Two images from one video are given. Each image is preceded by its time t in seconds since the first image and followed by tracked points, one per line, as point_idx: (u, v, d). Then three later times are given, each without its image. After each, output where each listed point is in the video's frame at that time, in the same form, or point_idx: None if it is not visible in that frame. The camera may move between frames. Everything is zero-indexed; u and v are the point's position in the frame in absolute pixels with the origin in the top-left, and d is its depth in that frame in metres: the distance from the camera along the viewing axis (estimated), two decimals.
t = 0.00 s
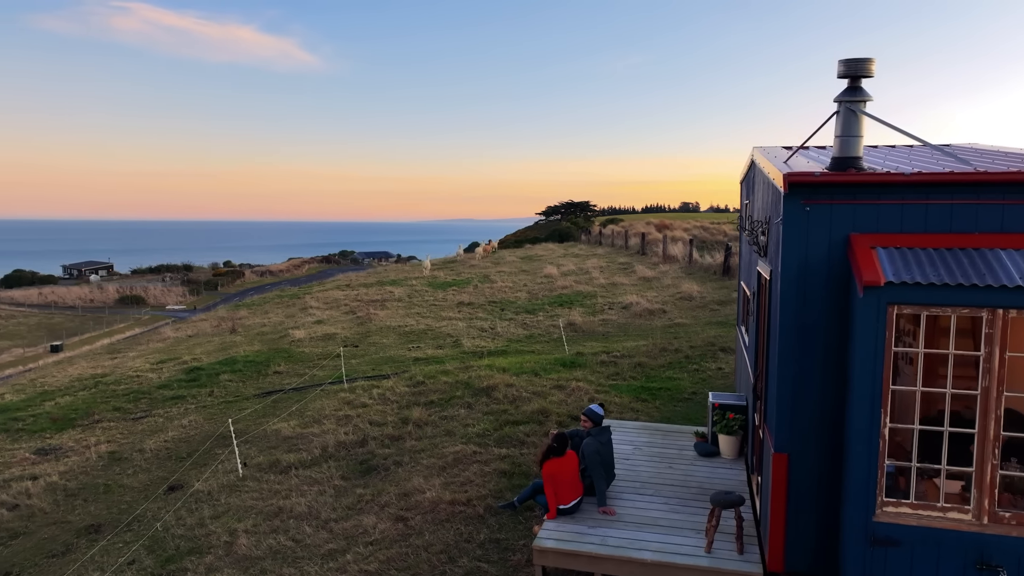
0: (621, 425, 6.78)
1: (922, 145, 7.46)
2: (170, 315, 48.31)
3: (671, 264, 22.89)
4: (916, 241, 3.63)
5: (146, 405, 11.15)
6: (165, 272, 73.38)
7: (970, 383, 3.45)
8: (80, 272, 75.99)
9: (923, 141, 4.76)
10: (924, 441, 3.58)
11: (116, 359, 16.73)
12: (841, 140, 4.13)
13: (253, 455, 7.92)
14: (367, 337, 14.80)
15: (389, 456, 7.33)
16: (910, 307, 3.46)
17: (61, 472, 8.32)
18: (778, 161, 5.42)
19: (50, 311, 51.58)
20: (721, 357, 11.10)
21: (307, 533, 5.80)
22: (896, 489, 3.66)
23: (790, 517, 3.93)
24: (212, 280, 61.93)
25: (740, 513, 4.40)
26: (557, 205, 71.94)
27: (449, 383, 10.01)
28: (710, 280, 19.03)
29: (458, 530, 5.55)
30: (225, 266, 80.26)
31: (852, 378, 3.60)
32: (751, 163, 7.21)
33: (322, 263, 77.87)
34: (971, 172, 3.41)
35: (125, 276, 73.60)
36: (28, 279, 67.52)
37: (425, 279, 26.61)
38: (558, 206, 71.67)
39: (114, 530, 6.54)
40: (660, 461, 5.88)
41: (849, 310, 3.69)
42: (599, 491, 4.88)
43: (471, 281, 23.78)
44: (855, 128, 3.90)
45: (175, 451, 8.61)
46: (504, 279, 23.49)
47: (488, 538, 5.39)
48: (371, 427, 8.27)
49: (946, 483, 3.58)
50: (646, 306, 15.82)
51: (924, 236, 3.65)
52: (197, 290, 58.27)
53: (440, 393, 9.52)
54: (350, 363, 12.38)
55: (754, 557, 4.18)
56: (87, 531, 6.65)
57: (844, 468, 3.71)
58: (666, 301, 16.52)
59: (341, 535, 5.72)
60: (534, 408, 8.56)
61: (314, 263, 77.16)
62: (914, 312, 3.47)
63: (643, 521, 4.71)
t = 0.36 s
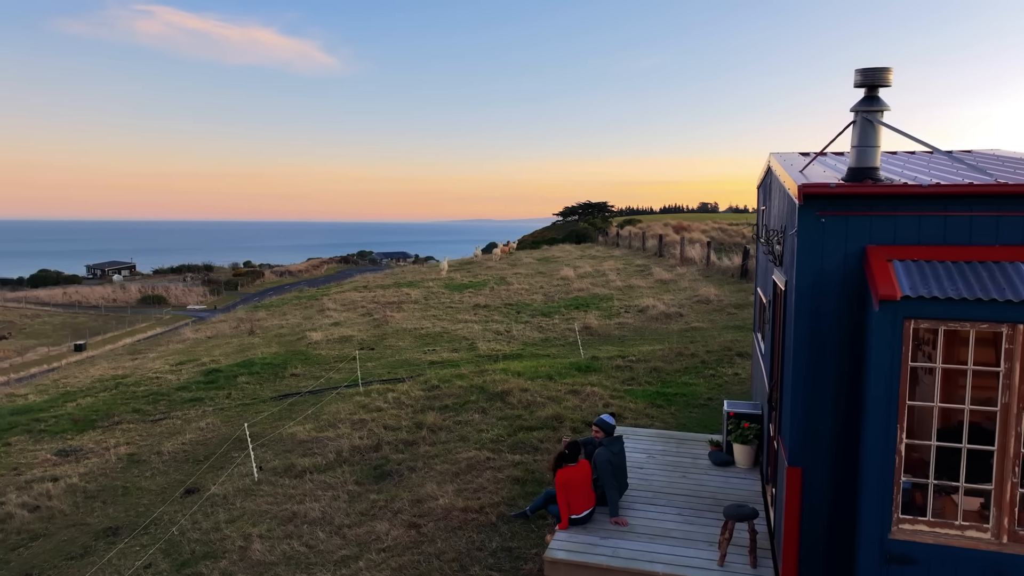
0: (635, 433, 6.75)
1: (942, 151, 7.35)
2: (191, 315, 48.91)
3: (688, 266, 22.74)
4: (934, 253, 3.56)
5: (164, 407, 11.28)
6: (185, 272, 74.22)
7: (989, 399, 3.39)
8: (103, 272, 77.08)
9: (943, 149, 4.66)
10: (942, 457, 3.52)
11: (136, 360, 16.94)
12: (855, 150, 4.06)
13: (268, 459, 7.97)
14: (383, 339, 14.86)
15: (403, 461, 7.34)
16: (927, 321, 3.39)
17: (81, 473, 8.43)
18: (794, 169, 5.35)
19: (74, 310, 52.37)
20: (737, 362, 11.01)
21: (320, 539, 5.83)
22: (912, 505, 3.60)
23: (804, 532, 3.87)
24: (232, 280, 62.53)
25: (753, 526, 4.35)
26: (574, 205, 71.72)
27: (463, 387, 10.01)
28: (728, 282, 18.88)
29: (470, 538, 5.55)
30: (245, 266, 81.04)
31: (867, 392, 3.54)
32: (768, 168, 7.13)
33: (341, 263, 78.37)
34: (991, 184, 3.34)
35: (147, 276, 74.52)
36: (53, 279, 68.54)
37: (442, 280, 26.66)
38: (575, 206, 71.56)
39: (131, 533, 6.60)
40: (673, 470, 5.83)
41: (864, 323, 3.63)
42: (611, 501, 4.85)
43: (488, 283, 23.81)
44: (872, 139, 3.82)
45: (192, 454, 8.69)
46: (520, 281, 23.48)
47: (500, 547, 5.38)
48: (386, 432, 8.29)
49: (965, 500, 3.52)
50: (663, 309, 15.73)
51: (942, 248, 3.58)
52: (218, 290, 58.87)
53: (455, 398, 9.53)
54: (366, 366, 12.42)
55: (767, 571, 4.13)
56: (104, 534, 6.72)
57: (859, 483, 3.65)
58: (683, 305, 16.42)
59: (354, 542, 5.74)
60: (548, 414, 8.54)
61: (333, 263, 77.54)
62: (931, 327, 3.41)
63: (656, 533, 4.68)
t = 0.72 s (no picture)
0: (649, 441, 6.72)
1: (964, 157, 7.22)
2: (212, 315, 49.42)
3: (706, 269, 22.57)
4: (953, 267, 3.50)
5: (183, 409, 11.40)
6: (206, 272, 75.00)
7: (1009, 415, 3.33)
8: (126, 272, 78.12)
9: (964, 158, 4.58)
10: (961, 474, 3.46)
11: (157, 361, 17.14)
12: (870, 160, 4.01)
13: (283, 463, 8.02)
14: (399, 342, 14.90)
15: (417, 467, 7.36)
16: (945, 336, 3.33)
17: (100, 475, 8.53)
18: (811, 177, 5.29)
19: (98, 310, 53.11)
20: (754, 368, 10.90)
21: (334, 546, 5.85)
22: (930, 522, 3.54)
23: (819, 547, 3.81)
24: (252, 280, 63.10)
25: (767, 541, 4.29)
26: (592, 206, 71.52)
27: (478, 392, 10.00)
28: (746, 286, 18.71)
29: (482, 546, 5.54)
30: (264, 267, 81.78)
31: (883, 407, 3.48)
32: (785, 174, 7.06)
33: (359, 264, 78.80)
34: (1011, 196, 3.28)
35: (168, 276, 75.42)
36: (77, 279, 69.58)
37: (458, 282, 26.71)
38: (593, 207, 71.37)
39: (149, 537, 6.67)
40: (687, 480, 5.79)
41: (881, 337, 3.57)
42: (623, 512, 4.81)
43: (504, 285, 23.80)
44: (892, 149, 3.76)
45: (209, 458, 8.77)
46: (536, 284, 23.46)
47: (512, 556, 5.37)
48: (400, 437, 8.31)
49: (984, 518, 3.46)
50: (679, 313, 15.64)
51: (960, 261, 3.52)
52: (237, 290, 59.43)
53: (469, 403, 9.53)
54: (382, 369, 12.46)
55: None
56: (122, 537, 6.80)
57: (875, 501, 3.59)
58: (700, 308, 16.30)
59: (367, 549, 5.76)
60: (562, 420, 8.51)
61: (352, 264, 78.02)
62: (949, 342, 3.35)
63: (669, 545, 4.64)
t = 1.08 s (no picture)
0: (663, 450, 6.68)
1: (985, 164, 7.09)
2: (232, 315, 49.92)
3: (724, 272, 22.40)
4: (972, 281, 3.43)
5: (201, 412, 11.51)
6: (226, 273, 75.68)
7: None
8: (148, 273, 79.09)
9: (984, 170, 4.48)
10: (980, 492, 3.38)
11: (176, 363, 17.33)
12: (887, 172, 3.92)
13: (299, 468, 8.06)
14: (414, 346, 14.94)
15: (430, 473, 7.36)
16: (964, 353, 3.25)
17: (119, 478, 8.63)
18: (827, 187, 5.21)
19: (121, 310, 53.83)
20: (772, 374, 10.79)
21: (347, 553, 5.87)
22: (949, 541, 3.46)
23: (833, 565, 3.76)
24: (271, 281, 63.61)
25: (781, 556, 4.23)
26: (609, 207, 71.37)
27: (493, 398, 9.99)
28: (764, 289, 18.55)
29: (494, 556, 5.53)
30: (284, 267, 82.43)
31: (900, 425, 3.42)
32: (802, 181, 6.97)
33: (377, 265, 79.26)
34: None
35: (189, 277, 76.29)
36: (101, 279, 70.59)
37: (474, 285, 26.74)
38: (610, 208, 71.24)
39: (165, 541, 6.73)
40: (701, 491, 5.74)
41: (899, 352, 3.50)
42: (635, 524, 4.77)
43: (521, 288, 23.79)
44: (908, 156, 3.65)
45: (225, 461, 8.85)
46: (553, 287, 23.42)
47: (524, 565, 5.35)
48: (414, 442, 8.32)
49: (1004, 538, 3.38)
50: (696, 317, 15.52)
51: (979, 276, 3.44)
52: (257, 290, 59.92)
53: (484, 408, 9.52)
54: (397, 373, 12.49)
55: None
56: (140, 541, 6.87)
57: (892, 519, 3.53)
58: (717, 312, 16.18)
59: (380, 556, 5.77)
60: (577, 427, 8.47)
61: (370, 265, 78.40)
62: (967, 359, 3.27)
63: (681, 558, 4.60)
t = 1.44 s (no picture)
0: (678, 461, 6.64)
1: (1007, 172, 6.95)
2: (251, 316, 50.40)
3: (741, 276, 22.23)
4: (990, 298, 3.36)
5: (218, 416, 11.61)
6: (245, 274, 76.36)
7: None
8: (168, 274, 79.98)
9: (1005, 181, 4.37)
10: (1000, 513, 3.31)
11: (195, 366, 17.50)
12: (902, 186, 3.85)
13: (313, 474, 8.10)
14: (429, 350, 14.97)
15: (443, 481, 7.36)
16: (982, 372, 3.19)
17: (136, 482, 8.72)
18: (843, 197, 5.14)
19: (142, 311, 54.50)
20: (789, 382, 10.67)
21: (359, 561, 5.88)
22: (967, 562, 3.39)
23: None
24: (289, 283, 64.08)
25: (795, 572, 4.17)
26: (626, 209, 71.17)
27: (506, 404, 9.97)
28: (782, 294, 18.37)
29: (506, 566, 5.52)
30: (302, 269, 83.05)
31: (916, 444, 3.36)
32: (819, 189, 6.89)
33: (394, 266, 79.60)
34: None
35: (209, 278, 77.10)
36: (123, 280, 71.53)
37: (490, 288, 26.74)
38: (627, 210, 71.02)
39: (181, 547, 6.79)
40: (715, 502, 5.68)
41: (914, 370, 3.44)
42: (646, 537, 4.74)
43: (536, 291, 23.77)
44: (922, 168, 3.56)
45: (241, 466, 8.91)
46: (568, 290, 23.36)
47: None
48: (428, 449, 8.33)
49: None
50: (713, 322, 15.40)
51: (998, 292, 3.37)
52: (275, 292, 60.39)
53: (497, 415, 9.51)
54: (412, 378, 12.51)
55: None
56: (156, 546, 6.94)
57: (908, 539, 3.47)
58: (734, 317, 16.05)
59: (392, 565, 5.77)
60: (591, 434, 8.43)
61: (387, 267, 78.72)
62: (985, 377, 3.21)
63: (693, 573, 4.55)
